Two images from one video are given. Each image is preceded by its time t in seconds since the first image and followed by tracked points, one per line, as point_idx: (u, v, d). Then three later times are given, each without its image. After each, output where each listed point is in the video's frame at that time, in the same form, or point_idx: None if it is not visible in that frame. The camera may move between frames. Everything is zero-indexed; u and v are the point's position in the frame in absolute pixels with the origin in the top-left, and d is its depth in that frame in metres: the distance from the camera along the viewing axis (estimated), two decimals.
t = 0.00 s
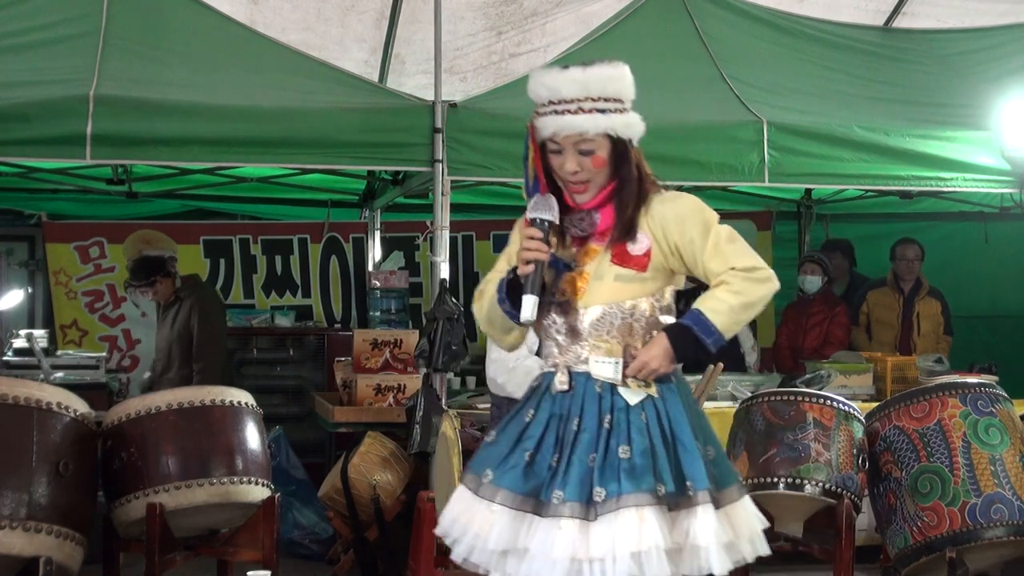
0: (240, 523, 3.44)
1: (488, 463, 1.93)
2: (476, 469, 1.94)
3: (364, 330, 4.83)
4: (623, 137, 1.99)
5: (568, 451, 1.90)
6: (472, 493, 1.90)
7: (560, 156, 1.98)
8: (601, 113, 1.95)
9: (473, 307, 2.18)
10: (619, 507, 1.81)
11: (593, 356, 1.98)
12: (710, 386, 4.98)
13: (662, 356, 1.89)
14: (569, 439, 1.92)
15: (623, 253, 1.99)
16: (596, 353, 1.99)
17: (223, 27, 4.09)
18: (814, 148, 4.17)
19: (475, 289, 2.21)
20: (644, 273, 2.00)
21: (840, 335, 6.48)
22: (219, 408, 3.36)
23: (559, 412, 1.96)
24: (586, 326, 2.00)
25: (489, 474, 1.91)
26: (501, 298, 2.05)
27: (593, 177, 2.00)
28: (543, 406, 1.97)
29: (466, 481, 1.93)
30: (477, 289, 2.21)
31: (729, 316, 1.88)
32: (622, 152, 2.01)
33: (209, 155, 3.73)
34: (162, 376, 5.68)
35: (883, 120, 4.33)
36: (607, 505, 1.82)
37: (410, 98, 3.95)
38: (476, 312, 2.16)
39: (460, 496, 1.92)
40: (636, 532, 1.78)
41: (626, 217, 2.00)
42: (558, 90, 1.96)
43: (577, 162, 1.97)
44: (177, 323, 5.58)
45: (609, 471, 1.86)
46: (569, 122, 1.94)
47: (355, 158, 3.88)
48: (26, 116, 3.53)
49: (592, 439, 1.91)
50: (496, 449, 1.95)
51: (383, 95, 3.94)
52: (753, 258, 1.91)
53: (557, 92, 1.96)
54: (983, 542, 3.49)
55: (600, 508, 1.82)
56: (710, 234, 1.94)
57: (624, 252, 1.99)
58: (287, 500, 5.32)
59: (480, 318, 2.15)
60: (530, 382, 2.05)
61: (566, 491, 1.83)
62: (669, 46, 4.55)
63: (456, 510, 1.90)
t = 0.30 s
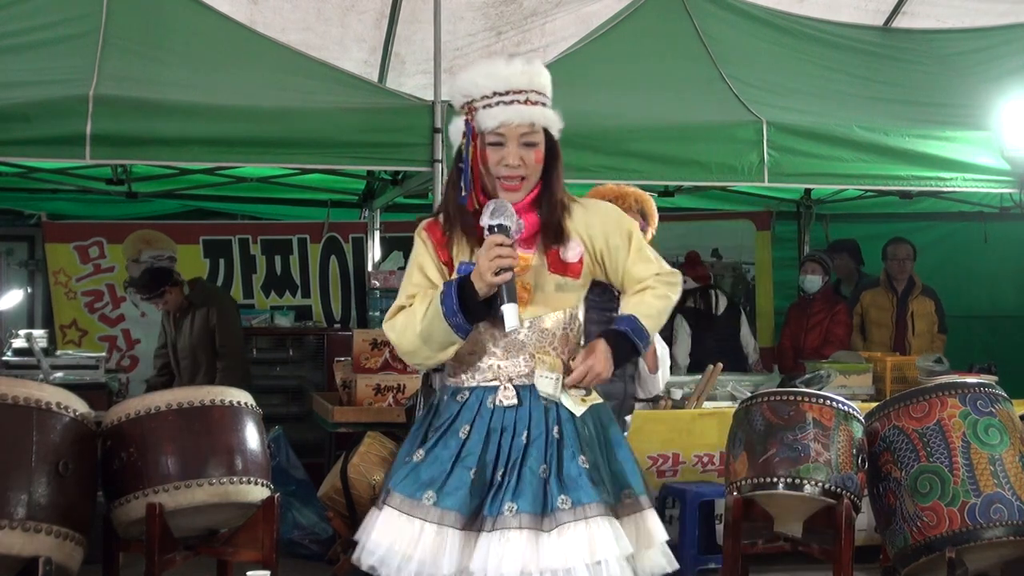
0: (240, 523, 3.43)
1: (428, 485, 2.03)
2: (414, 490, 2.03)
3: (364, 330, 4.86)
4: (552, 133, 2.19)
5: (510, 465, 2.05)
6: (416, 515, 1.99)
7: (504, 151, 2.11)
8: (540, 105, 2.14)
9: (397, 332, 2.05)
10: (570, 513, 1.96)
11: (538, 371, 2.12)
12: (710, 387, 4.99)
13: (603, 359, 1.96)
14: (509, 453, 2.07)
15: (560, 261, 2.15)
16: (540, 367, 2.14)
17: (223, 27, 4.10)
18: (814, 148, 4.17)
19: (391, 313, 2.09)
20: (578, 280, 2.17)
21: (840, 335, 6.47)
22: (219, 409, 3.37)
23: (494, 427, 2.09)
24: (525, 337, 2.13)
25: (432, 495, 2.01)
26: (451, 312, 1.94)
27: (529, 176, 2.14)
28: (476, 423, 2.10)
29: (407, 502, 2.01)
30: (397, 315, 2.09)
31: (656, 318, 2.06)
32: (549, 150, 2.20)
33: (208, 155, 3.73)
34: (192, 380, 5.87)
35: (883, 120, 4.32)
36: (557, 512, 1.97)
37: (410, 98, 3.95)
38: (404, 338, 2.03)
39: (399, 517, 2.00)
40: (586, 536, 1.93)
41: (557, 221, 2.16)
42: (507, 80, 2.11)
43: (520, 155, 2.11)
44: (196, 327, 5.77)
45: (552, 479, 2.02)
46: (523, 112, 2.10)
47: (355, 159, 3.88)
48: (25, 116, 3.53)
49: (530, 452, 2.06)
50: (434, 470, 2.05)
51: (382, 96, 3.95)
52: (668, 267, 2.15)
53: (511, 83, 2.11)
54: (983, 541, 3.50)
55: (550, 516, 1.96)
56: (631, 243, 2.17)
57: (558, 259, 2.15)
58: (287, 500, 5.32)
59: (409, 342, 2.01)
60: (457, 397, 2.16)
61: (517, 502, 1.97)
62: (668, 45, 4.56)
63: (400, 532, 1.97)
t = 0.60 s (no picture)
0: (240, 523, 3.43)
1: (457, 484, 1.87)
2: (442, 494, 1.86)
3: (364, 330, 4.89)
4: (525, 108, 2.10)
5: (530, 452, 1.93)
6: (458, 519, 1.83)
7: (490, 124, 1.98)
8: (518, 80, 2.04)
9: (406, 325, 1.77)
10: (601, 491, 1.94)
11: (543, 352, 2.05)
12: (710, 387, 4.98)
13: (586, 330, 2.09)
14: (525, 439, 1.95)
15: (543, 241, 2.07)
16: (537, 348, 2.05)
17: (223, 27, 4.10)
18: (814, 148, 4.17)
19: (395, 304, 1.81)
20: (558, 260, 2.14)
21: (842, 335, 6.49)
22: (218, 409, 3.37)
23: (504, 412, 1.96)
24: (525, 320, 2.02)
25: (472, 494, 1.86)
26: (477, 293, 1.68)
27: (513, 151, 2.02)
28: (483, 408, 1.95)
29: (441, 509, 1.84)
30: (398, 307, 1.81)
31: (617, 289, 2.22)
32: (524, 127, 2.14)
33: (208, 155, 3.74)
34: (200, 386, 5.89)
35: (883, 120, 4.32)
36: (590, 491, 1.93)
37: (410, 99, 3.95)
38: (416, 329, 1.76)
39: (433, 527, 1.83)
40: (618, 511, 1.94)
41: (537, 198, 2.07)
42: (487, 52, 2.01)
43: (504, 129, 2.00)
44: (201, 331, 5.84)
45: (573, 459, 1.96)
46: (507, 86, 2.00)
47: (355, 158, 3.88)
48: (26, 116, 3.53)
49: (546, 435, 1.97)
50: (456, 467, 1.89)
51: (382, 96, 3.95)
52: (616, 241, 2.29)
53: (489, 52, 2.01)
54: (983, 541, 3.50)
55: (585, 497, 1.92)
56: (590, 219, 2.25)
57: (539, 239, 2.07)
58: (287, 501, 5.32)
59: (423, 333, 1.74)
60: (446, 387, 1.99)
61: (555, 487, 1.90)
62: (668, 45, 4.56)
63: (443, 539, 1.81)
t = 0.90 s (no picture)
0: (240, 523, 3.42)
1: (435, 498, 1.79)
2: (420, 507, 1.78)
3: (364, 330, 4.89)
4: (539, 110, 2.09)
5: (516, 468, 1.85)
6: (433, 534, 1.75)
7: (503, 118, 1.97)
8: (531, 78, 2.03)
9: (393, 326, 1.73)
10: (587, 515, 1.86)
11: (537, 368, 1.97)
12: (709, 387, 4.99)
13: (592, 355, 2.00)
14: (511, 456, 1.86)
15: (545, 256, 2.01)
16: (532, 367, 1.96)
17: (223, 28, 4.10)
18: (815, 148, 4.17)
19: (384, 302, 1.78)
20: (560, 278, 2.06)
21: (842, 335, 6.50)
22: (219, 409, 3.37)
23: (491, 428, 1.88)
24: (519, 334, 1.91)
25: (451, 507, 1.78)
26: (467, 299, 1.64)
27: (524, 150, 1.99)
28: (468, 422, 1.87)
29: (417, 523, 1.76)
30: (387, 306, 1.78)
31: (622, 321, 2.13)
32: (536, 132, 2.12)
33: (209, 155, 3.74)
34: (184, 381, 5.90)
35: (883, 120, 4.32)
36: (575, 516, 1.85)
37: (411, 99, 3.95)
38: (402, 331, 1.72)
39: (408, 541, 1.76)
40: (604, 537, 1.85)
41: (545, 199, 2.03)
42: (500, 47, 2.01)
43: (515, 125, 1.97)
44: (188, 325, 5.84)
45: (561, 481, 1.88)
46: (520, 80, 1.99)
47: (356, 159, 3.88)
48: (26, 117, 3.52)
49: (535, 453, 1.89)
50: (436, 481, 1.81)
51: (382, 96, 3.95)
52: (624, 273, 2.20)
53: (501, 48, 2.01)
54: (983, 541, 3.50)
55: (571, 522, 1.84)
56: (597, 247, 2.16)
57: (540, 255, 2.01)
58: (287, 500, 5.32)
59: (410, 335, 1.70)
60: (431, 397, 1.91)
61: (541, 510, 1.82)
62: (668, 45, 4.56)
63: (417, 554, 1.74)
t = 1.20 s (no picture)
0: (240, 523, 3.42)
1: (420, 494, 1.76)
2: (405, 505, 1.76)
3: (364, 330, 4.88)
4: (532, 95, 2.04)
5: (504, 466, 1.83)
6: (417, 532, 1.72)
7: (495, 104, 1.91)
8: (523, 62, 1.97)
9: (383, 314, 1.70)
10: (574, 519, 1.85)
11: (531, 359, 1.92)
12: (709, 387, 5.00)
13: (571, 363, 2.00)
14: (499, 453, 1.84)
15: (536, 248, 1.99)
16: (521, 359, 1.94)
17: (223, 28, 4.10)
18: (815, 149, 4.17)
19: (373, 290, 1.75)
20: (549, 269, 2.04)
21: (841, 335, 6.51)
22: (219, 408, 3.37)
23: (480, 424, 1.86)
24: (510, 326, 1.89)
25: (436, 505, 1.74)
26: (460, 283, 1.61)
27: (516, 136, 1.94)
28: (455, 417, 1.85)
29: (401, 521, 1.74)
30: (376, 295, 1.74)
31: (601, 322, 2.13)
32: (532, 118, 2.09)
33: (209, 155, 3.74)
34: (161, 377, 5.95)
35: (883, 120, 4.32)
36: (561, 519, 1.84)
37: (411, 99, 3.95)
38: (392, 320, 1.69)
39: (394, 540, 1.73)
40: (589, 543, 1.84)
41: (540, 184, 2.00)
42: (490, 30, 1.95)
43: (507, 111, 1.91)
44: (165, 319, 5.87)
45: (549, 482, 1.86)
46: (512, 65, 1.93)
47: (356, 158, 3.88)
48: (26, 117, 3.52)
49: (522, 451, 1.86)
50: (421, 478, 1.78)
51: (382, 96, 3.95)
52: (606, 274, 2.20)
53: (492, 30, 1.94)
54: (983, 541, 3.51)
55: (556, 524, 1.83)
56: (584, 246, 2.15)
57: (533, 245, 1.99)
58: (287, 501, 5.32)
59: (400, 325, 1.68)
60: (416, 390, 1.88)
61: (528, 510, 1.78)
62: (669, 44, 4.56)
63: (400, 553, 1.71)
